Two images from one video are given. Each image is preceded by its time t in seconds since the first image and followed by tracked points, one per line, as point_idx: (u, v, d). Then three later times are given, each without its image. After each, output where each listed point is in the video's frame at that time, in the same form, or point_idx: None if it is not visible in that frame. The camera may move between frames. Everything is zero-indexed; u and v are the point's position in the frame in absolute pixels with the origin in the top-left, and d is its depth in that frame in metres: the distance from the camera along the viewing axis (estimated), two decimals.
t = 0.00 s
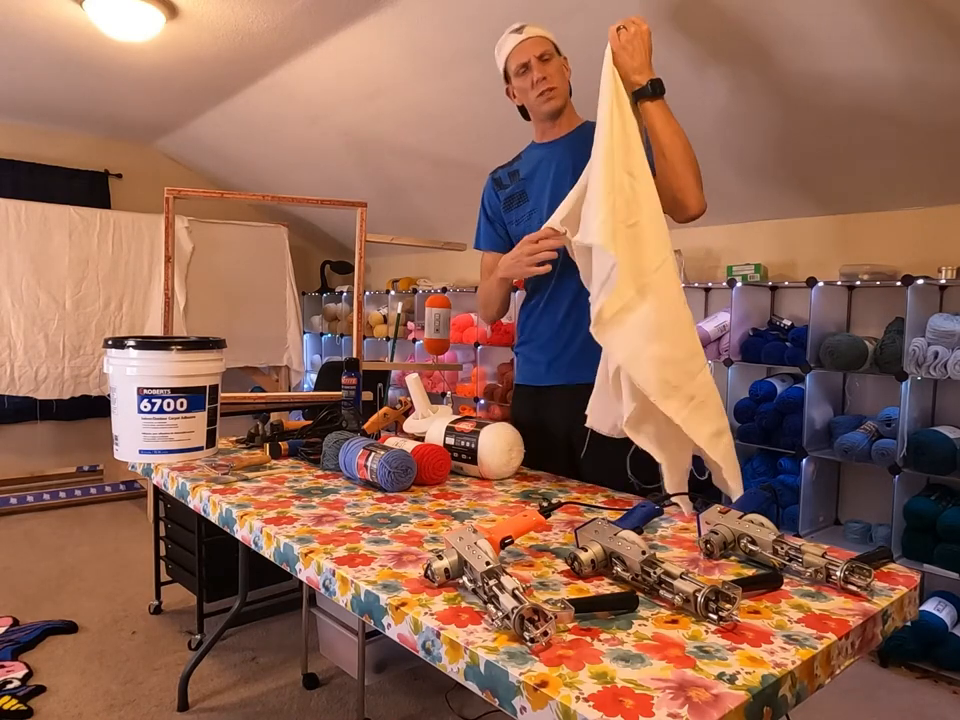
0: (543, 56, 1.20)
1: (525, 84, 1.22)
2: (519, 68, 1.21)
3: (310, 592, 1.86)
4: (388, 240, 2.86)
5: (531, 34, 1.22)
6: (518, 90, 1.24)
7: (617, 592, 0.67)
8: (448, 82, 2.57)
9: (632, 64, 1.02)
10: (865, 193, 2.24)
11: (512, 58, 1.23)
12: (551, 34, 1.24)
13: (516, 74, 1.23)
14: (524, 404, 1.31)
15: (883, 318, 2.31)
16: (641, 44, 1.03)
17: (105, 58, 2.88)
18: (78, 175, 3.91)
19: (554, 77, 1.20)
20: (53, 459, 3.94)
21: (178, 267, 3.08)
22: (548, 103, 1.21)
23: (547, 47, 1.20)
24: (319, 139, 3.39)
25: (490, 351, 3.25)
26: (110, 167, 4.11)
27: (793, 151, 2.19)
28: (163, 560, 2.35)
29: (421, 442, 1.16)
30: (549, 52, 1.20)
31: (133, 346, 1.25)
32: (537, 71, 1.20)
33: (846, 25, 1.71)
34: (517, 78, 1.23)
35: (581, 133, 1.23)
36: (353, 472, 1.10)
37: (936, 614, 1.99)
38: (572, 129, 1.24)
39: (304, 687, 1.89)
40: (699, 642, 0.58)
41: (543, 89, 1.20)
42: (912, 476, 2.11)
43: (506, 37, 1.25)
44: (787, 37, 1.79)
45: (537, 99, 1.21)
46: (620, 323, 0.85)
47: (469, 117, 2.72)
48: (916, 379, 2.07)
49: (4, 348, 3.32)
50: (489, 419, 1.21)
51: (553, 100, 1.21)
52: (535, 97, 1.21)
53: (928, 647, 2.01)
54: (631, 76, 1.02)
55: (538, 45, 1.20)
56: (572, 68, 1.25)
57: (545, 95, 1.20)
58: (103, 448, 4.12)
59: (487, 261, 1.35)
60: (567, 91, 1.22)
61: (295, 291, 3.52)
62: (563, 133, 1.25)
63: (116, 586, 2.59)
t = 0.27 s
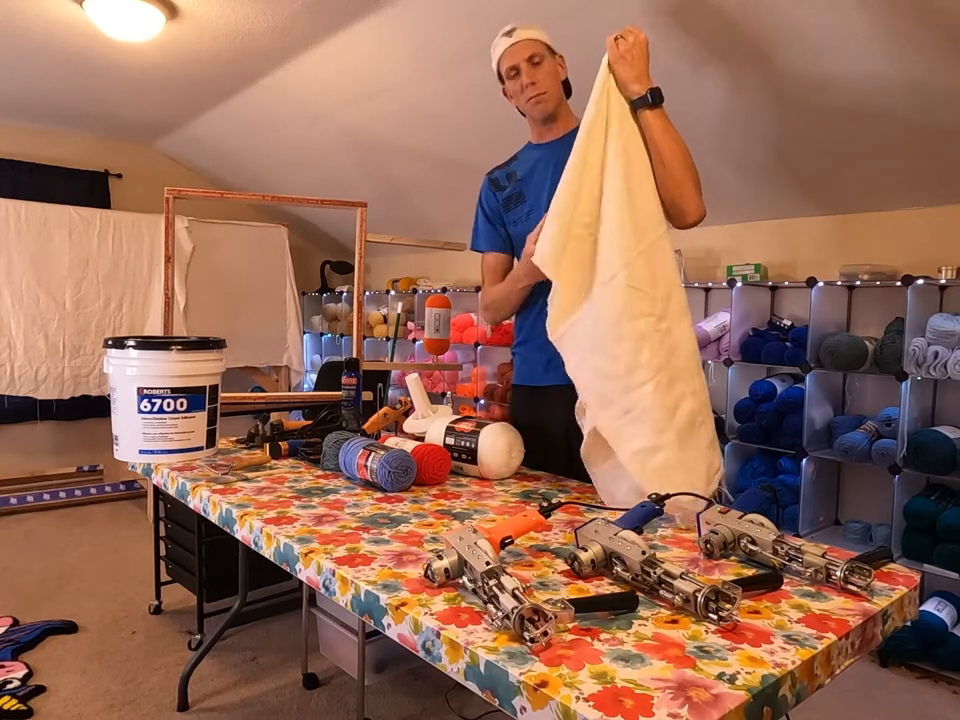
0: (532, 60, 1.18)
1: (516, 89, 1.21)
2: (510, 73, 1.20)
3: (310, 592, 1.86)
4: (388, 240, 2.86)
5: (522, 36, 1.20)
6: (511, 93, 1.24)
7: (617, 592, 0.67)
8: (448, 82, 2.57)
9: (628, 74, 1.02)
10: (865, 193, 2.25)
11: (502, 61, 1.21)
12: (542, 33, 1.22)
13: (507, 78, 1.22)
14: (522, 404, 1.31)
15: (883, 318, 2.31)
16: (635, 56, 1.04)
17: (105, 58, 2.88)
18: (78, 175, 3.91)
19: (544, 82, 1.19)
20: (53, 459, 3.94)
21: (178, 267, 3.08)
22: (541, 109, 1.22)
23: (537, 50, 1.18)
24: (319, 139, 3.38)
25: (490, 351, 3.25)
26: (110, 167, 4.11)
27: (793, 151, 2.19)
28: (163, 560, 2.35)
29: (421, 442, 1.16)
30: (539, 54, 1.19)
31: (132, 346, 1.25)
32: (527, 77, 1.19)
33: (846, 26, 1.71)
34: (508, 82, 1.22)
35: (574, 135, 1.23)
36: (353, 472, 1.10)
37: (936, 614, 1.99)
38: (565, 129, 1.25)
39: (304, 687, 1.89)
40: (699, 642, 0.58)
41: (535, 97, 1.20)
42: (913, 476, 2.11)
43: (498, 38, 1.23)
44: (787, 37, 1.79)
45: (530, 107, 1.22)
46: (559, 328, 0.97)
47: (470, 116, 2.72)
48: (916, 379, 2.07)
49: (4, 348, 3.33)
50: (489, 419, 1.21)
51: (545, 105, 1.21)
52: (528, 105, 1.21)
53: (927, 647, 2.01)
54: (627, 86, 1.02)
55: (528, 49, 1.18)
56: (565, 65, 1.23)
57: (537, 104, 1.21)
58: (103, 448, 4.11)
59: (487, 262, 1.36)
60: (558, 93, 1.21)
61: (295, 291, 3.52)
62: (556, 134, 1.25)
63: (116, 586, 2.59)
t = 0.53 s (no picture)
0: (537, 63, 1.19)
1: (521, 91, 1.21)
2: (514, 75, 1.20)
3: (310, 592, 1.86)
4: (388, 240, 2.86)
5: (527, 37, 1.20)
6: (514, 95, 1.24)
7: (617, 592, 0.67)
8: (448, 82, 2.57)
9: (627, 81, 1.02)
10: (865, 193, 2.24)
11: (507, 63, 1.21)
12: (544, 34, 1.22)
13: (511, 80, 1.21)
14: (521, 403, 1.31)
15: (883, 318, 2.31)
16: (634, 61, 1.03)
17: (105, 58, 2.88)
18: (78, 175, 3.91)
19: (548, 85, 1.19)
20: (52, 459, 3.94)
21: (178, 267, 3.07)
22: (545, 112, 1.21)
23: (542, 52, 1.19)
24: (319, 139, 3.38)
25: (490, 351, 3.25)
26: (110, 167, 4.11)
27: (793, 151, 2.19)
28: (163, 560, 2.35)
29: (420, 442, 1.16)
30: (544, 57, 1.19)
31: (132, 346, 1.25)
32: (531, 80, 1.18)
33: (846, 26, 1.71)
34: (512, 84, 1.22)
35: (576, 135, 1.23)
36: (353, 472, 1.10)
37: (936, 614, 1.99)
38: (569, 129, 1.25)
39: (304, 687, 1.89)
40: (699, 642, 0.58)
41: (539, 99, 1.20)
42: (913, 476, 2.11)
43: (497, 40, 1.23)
44: (787, 36, 1.79)
45: (534, 110, 1.21)
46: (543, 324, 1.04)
47: (470, 116, 2.72)
48: (916, 379, 2.07)
49: (4, 348, 3.33)
50: (489, 419, 1.21)
51: (549, 108, 1.21)
52: (532, 107, 1.21)
53: (928, 647, 2.01)
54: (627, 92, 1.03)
55: (533, 52, 1.18)
56: (567, 67, 1.24)
57: (541, 106, 1.20)
58: (103, 448, 4.11)
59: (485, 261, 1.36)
60: (562, 95, 1.22)
61: (295, 291, 3.52)
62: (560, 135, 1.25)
63: (116, 586, 2.59)
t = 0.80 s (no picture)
0: (538, 66, 1.18)
1: (521, 94, 1.21)
2: (514, 78, 1.20)
3: (310, 592, 1.86)
4: (388, 240, 2.86)
5: (526, 39, 1.19)
6: (515, 97, 1.23)
7: (617, 592, 0.67)
8: (448, 82, 2.57)
9: (622, 84, 1.02)
10: (866, 193, 2.24)
11: (507, 66, 1.20)
12: (545, 34, 1.21)
13: (511, 82, 1.21)
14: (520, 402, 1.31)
15: (883, 318, 2.31)
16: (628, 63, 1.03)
17: (105, 58, 2.88)
18: (78, 175, 3.91)
19: (549, 88, 1.19)
20: (52, 459, 3.94)
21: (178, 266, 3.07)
22: (546, 114, 1.22)
23: (542, 55, 1.18)
24: (319, 139, 3.38)
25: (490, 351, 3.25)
26: (110, 166, 4.11)
27: (793, 151, 2.19)
28: (163, 560, 2.35)
29: (420, 442, 1.16)
30: (544, 60, 1.19)
31: (132, 346, 1.25)
32: (533, 84, 1.18)
33: (846, 26, 1.71)
34: (513, 86, 1.22)
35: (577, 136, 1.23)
36: (353, 472, 1.10)
37: (936, 614, 1.99)
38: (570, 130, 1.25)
39: (304, 688, 1.89)
40: (700, 642, 0.58)
41: (541, 103, 1.20)
42: (913, 476, 2.11)
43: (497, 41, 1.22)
44: (787, 36, 1.79)
45: (535, 113, 1.21)
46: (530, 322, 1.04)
47: (470, 116, 2.72)
48: (916, 379, 2.07)
49: (4, 348, 3.33)
50: (489, 419, 1.21)
51: (550, 111, 1.21)
52: (533, 110, 1.21)
53: (927, 647, 2.01)
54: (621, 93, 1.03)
55: (533, 55, 1.18)
56: (567, 66, 1.23)
57: (543, 110, 1.20)
58: (103, 448, 4.11)
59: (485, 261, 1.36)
60: (563, 97, 1.22)
61: (295, 291, 3.52)
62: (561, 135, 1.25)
63: (116, 586, 2.59)
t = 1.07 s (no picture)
0: (537, 71, 1.18)
1: (520, 98, 1.21)
2: (514, 83, 1.20)
3: (310, 592, 1.86)
4: (388, 240, 2.86)
5: (526, 43, 1.17)
6: (514, 99, 1.23)
7: (617, 592, 0.67)
8: (448, 82, 2.57)
9: (619, 87, 1.01)
10: (866, 193, 2.24)
11: (506, 70, 1.19)
12: (544, 36, 1.20)
13: (511, 87, 1.21)
14: (521, 401, 1.31)
15: (883, 318, 2.31)
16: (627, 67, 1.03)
17: (105, 58, 2.88)
18: (78, 175, 3.91)
19: (547, 93, 1.19)
20: (52, 459, 3.94)
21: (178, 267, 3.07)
22: (545, 119, 1.22)
23: (543, 60, 1.17)
24: (319, 138, 3.38)
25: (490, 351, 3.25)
26: (110, 166, 4.11)
27: (792, 151, 2.19)
28: (163, 560, 2.35)
29: (421, 442, 1.16)
30: (544, 65, 1.18)
31: (133, 346, 1.25)
32: (532, 90, 1.18)
33: (847, 26, 1.70)
34: (512, 89, 1.21)
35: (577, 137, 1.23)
36: (353, 472, 1.10)
37: (936, 614, 1.99)
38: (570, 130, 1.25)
39: (304, 687, 1.89)
40: (699, 642, 0.58)
41: (539, 108, 1.20)
42: (912, 476, 2.11)
43: (497, 42, 1.21)
44: (787, 36, 1.79)
45: (534, 117, 1.22)
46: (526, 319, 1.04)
47: (470, 116, 2.72)
48: (916, 379, 2.07)
49: (4, 348, 3.33)
50: (489, 419, 1.21)
51: (549, 115, 1.22)
52: (533, 114, 1.21)
53: (927, 647, 2.00)
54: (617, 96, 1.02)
55: (534, 60, 1.17)
56: (568, 66, 1.22)
57: (542, 115, 1.21)
58: (103, 448, 4.11)
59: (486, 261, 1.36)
60: (563, 100, 1.21)
61: (295, 291, 3.52)
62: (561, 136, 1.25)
63: (116, 586, 2.59)
